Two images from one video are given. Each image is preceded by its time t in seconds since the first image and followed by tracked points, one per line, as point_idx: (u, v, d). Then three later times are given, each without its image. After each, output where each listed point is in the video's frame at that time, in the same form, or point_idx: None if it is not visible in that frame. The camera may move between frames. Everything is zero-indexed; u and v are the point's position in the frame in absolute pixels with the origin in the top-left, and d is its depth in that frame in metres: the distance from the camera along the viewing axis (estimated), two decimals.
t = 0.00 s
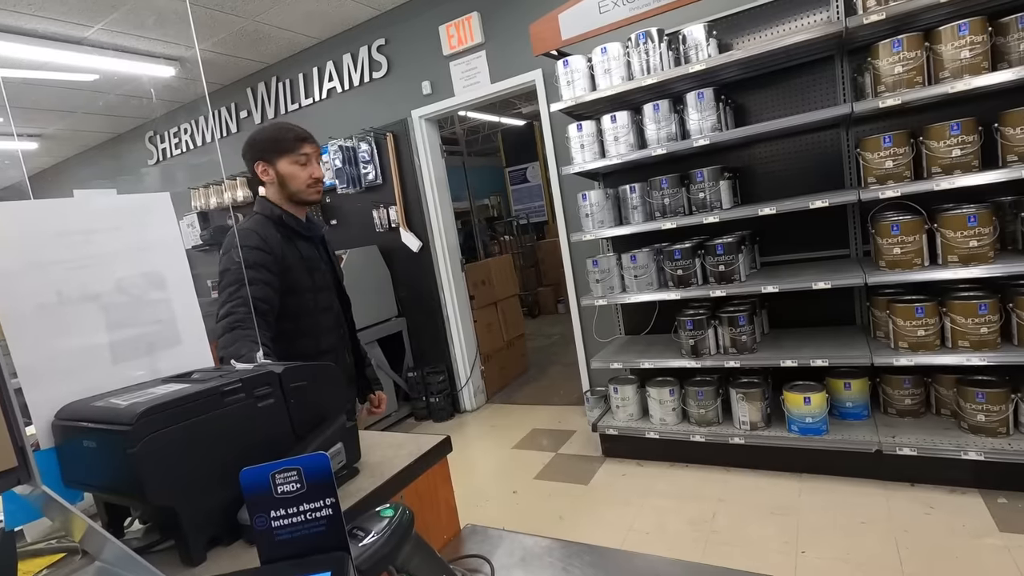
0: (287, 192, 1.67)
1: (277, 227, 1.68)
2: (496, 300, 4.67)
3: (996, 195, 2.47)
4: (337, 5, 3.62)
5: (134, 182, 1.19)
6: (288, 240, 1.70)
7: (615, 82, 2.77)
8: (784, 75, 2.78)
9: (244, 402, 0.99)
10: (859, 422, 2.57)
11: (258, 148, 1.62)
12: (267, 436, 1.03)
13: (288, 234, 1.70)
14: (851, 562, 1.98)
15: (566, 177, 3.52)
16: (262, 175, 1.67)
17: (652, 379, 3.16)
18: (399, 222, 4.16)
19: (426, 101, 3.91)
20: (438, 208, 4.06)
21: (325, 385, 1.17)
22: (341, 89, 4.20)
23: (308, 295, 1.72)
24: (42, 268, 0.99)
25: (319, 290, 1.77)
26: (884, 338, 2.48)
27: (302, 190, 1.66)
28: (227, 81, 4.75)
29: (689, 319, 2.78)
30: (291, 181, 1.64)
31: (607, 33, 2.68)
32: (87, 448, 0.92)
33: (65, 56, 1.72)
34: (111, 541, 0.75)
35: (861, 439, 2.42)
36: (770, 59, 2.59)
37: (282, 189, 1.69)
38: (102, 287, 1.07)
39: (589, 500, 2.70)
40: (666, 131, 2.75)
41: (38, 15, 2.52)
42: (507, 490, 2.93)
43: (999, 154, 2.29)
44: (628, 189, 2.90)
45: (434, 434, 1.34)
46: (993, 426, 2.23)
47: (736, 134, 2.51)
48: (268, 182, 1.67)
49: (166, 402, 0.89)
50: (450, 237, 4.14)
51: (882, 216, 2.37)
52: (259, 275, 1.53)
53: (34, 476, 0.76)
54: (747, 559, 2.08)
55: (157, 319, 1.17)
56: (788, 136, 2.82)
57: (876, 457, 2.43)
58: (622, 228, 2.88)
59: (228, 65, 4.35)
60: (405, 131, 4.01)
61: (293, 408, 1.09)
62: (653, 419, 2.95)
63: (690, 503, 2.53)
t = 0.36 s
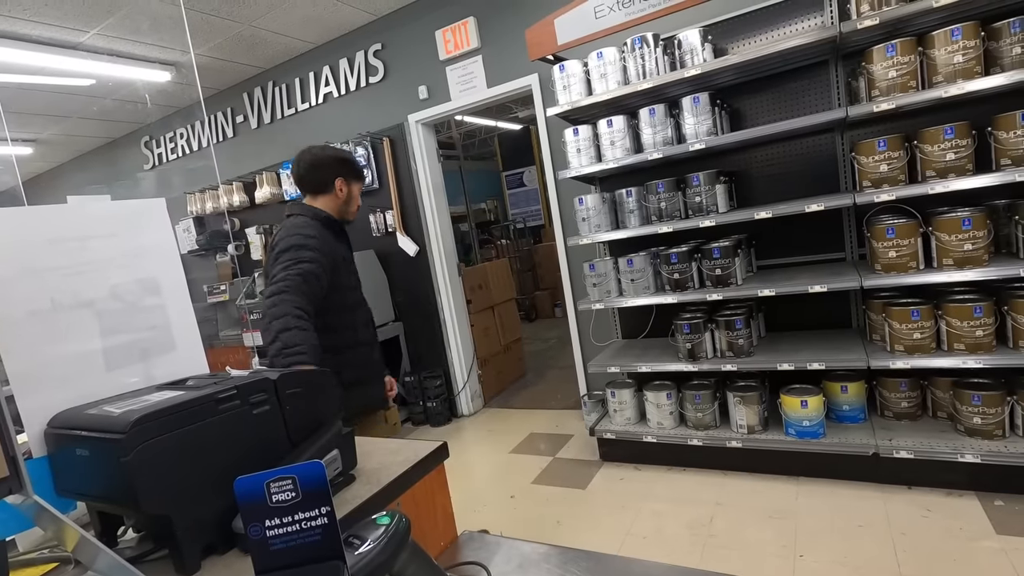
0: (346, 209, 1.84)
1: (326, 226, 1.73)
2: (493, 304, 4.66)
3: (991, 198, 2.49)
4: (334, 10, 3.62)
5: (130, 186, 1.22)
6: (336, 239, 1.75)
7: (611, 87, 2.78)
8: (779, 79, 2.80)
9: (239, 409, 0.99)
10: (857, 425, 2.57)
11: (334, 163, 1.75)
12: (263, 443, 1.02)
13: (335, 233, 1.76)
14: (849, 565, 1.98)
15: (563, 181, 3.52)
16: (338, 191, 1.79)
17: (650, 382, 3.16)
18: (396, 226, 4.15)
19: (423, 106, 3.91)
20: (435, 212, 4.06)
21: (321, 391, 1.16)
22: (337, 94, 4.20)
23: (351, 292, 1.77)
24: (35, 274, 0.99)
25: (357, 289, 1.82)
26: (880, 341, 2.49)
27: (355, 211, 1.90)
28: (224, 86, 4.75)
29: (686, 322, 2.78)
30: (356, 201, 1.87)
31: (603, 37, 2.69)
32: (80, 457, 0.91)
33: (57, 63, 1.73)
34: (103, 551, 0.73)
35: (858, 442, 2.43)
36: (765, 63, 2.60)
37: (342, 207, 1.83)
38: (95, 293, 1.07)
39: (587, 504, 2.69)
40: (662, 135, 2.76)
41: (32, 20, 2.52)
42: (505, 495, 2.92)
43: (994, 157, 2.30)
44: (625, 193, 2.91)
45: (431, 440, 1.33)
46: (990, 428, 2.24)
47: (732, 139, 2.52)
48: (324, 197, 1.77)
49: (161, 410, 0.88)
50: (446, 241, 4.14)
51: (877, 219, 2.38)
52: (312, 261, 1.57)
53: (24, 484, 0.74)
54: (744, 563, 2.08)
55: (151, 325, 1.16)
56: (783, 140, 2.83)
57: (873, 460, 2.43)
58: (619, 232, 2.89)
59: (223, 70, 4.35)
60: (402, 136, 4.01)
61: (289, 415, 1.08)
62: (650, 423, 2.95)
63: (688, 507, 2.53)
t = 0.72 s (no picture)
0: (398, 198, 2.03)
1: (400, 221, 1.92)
2: (493, 301, 4.66)
3: (991, 196, 2.48)
4: (333, 7, 3.61)
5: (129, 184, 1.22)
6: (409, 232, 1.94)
7: (611, 84, 2.76)
8: (779, 76, 2.79)
9: (238, 406, 0.99)
10: (856, 422, 2.57)
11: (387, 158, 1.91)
12: (262, 440, 1.02)
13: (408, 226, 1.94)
14: (848, 563, 1.98)
15: (562, 178, 3.52)
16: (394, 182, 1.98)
17: (650, 380, 3.16)
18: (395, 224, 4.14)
19: (422, 103, 3.90)
20: (435, 210, 4.06)
21: (320, 388, 1.16)
22: (337, 91, 4.19)
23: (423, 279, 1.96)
24: (34, 271, 0.98)
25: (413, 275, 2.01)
26: (879, 339, 2.49)
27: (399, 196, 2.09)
28: (223, 83, 4.74)
29: (686, 320, 2.78)
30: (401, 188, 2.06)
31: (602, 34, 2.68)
32: (79, 454, 0.91)
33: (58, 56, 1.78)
34: (102, 549, 0.72)
35: (857, 439, 2.43)
36: (766, 60, 2.59)
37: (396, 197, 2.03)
38: (93, 290, 1.07)
39: (586, 501, 2.70)
40: (662, 132, 2.75)
41: (29, 16, 2.51)
42: (504, 492, 2.92)
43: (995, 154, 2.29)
44: (625, 190, 2.90)
45: (431, 437, 1.33)
46: (989, 426, 2.24)
47: (732, 136, 2.52)
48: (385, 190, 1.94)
49: (160, 407, 0.88)
50: (446, 239, 4.13)
51: (878, 217, 2.38)
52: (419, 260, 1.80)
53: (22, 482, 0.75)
54: (743, 561, 2.08)
55: (149, 322, 1.16)
56: (783, 138, 2.83)
57: (873, 458, 2.43)
58: (618, 230, 2.88)
59: (222, 67, 4.34)
60: (402, 133, 4.00)
61: (288, 412, 1.08)
62: (650, 421, 2.95)
63: (687, 505, 2.53)
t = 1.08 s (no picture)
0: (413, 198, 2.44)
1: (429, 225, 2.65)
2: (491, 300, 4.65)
3: (989, 194, 2.48)
4: (330, 5, 3.60)
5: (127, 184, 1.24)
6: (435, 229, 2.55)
7: (609, 82, 2.76)
8: (778, 74, 2.79)
9: (234, 406, 0.98)
10: (854, 421, 2.57)
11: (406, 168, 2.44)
12: (258, 441, 1.02)
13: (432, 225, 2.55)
14: (847, 561, 1.98)
15: (560, 176, 3.52)
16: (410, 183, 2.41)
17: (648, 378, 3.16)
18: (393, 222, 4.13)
19: (420, 101, 3.89)
20: (433, 208, 4.05)
21: (317, 387, 1.16)
22: (334, 89, 4.17)
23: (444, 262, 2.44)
24: (30, 270, 0.99)
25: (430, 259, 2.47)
26: (877, 337, 2.48)
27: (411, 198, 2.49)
28: (220, 81, 4.72)
29: (685, 318, 2.78)
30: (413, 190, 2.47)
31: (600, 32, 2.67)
32: (73, 455, 0.90)
33: (49, 53, 1.77)
34: (96, 550, 0.71)
35: (855, 437, 2.43)
36: (764, 59, 2.59)
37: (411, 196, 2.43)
38: (87, 289, 1.07)
39: (584, 500, 2.69)
40: (661, 130, 2.74)
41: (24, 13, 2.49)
42: (502, 491, 2.92)
43: (993, 152, 2.29)
44: (622, 188, 2.89)
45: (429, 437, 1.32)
46: (987, 424, 2.24)
47: (730, 134, 2.51)
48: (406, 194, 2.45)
49: (155, 406, 0.87)
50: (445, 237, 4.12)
51: (876, 215, 2.38)
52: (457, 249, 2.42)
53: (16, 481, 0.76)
54: (742, 559, 2.07)
55: (144, 322, 1.17)
56: (780, 136, 2.83)
57: (871, 456, 2.44)
58: (616, 228, 2.88)
59: (219, 65, 4.32)
60: (400, 131, 3.99)
61: (285, 412, 1.07)
62: (649, 419, 2.94)
63: (685, 503, 2.53)
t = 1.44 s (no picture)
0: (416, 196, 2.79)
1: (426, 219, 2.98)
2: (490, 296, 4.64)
3: (987, 190, 2.48)
4: None
5: (124, 179, 1.25)
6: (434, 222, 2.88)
7: (608, 78, 2.75)
8: (777, 70, 2.78)
9: (230, 402, 0.98)
10: (852, 417, 2.58)
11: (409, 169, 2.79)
12: (255, 437, 1.01)
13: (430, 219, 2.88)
14: (844, 556, 1.99)
15: (559, 172, 3.51)
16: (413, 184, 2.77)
17: (647, 374, 3.15)
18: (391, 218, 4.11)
19: (418, 97, 3.87)
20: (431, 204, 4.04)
21: (314, 383, 1.15)
22: (332, 85, 4.15)
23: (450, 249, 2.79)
24: (22, 266, 1.00)
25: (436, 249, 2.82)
26: (876, 333, 2.48)
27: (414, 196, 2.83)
28: (217, 77, 4.70)
29: (683, 315, 2.78)
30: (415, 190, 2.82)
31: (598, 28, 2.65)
32: (68, 451, 0.90)
33: (43, 48, 1.77)
34: (92, 547, 0.70)
35: (853, 433, 2.43)
36: (763, 54, 2.58)
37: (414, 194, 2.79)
38: (81, 285, 1.08)
39: (583, 496, 2.70)
40: (659, 126, 2.73)
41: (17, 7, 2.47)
42: (501, 487, 2.92)
43: (992, 148, 2.29)
44: (621, 184, 2.89)
45: (427, 433, 1.32)
46: (984, 420, 2.24)
47: (729, 130, 2.50)
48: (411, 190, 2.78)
49: (151, 402, 0.87)
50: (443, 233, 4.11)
51: (875, 211, 2.38)
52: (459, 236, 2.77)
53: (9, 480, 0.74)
54: (740, 555, 2.08)
55: (140, 318, 1.18)
56: (778, 132, 2.83)
57: (869, 452, 2.44)
58: (615, 225, 2.87)
59: (216, 60, 4.29)
60: (398, 127, 3.98)
61: (281, 408, 1.07)
62: (647, 415, 2.95)
63: (684, 499, 2.53)
